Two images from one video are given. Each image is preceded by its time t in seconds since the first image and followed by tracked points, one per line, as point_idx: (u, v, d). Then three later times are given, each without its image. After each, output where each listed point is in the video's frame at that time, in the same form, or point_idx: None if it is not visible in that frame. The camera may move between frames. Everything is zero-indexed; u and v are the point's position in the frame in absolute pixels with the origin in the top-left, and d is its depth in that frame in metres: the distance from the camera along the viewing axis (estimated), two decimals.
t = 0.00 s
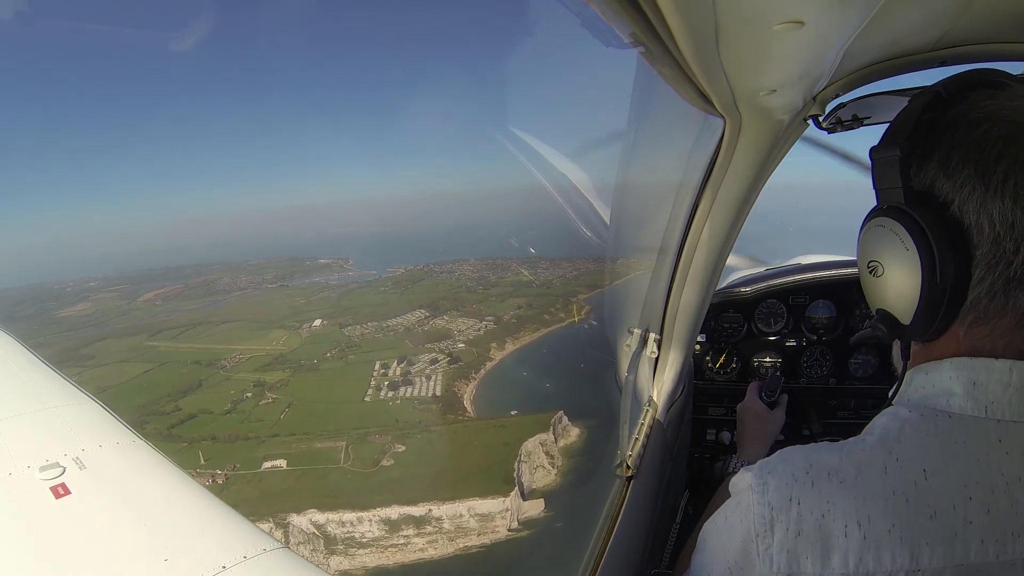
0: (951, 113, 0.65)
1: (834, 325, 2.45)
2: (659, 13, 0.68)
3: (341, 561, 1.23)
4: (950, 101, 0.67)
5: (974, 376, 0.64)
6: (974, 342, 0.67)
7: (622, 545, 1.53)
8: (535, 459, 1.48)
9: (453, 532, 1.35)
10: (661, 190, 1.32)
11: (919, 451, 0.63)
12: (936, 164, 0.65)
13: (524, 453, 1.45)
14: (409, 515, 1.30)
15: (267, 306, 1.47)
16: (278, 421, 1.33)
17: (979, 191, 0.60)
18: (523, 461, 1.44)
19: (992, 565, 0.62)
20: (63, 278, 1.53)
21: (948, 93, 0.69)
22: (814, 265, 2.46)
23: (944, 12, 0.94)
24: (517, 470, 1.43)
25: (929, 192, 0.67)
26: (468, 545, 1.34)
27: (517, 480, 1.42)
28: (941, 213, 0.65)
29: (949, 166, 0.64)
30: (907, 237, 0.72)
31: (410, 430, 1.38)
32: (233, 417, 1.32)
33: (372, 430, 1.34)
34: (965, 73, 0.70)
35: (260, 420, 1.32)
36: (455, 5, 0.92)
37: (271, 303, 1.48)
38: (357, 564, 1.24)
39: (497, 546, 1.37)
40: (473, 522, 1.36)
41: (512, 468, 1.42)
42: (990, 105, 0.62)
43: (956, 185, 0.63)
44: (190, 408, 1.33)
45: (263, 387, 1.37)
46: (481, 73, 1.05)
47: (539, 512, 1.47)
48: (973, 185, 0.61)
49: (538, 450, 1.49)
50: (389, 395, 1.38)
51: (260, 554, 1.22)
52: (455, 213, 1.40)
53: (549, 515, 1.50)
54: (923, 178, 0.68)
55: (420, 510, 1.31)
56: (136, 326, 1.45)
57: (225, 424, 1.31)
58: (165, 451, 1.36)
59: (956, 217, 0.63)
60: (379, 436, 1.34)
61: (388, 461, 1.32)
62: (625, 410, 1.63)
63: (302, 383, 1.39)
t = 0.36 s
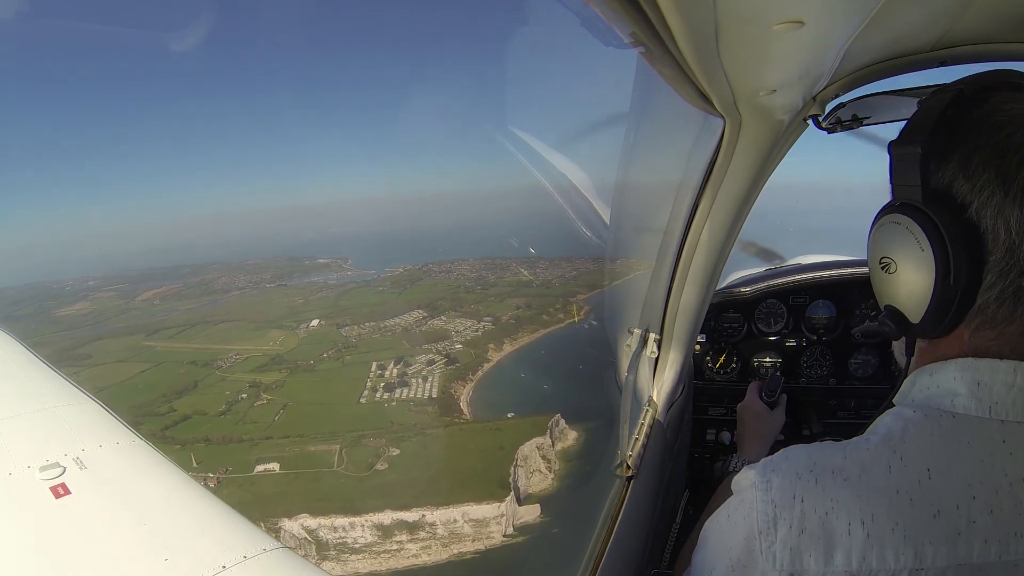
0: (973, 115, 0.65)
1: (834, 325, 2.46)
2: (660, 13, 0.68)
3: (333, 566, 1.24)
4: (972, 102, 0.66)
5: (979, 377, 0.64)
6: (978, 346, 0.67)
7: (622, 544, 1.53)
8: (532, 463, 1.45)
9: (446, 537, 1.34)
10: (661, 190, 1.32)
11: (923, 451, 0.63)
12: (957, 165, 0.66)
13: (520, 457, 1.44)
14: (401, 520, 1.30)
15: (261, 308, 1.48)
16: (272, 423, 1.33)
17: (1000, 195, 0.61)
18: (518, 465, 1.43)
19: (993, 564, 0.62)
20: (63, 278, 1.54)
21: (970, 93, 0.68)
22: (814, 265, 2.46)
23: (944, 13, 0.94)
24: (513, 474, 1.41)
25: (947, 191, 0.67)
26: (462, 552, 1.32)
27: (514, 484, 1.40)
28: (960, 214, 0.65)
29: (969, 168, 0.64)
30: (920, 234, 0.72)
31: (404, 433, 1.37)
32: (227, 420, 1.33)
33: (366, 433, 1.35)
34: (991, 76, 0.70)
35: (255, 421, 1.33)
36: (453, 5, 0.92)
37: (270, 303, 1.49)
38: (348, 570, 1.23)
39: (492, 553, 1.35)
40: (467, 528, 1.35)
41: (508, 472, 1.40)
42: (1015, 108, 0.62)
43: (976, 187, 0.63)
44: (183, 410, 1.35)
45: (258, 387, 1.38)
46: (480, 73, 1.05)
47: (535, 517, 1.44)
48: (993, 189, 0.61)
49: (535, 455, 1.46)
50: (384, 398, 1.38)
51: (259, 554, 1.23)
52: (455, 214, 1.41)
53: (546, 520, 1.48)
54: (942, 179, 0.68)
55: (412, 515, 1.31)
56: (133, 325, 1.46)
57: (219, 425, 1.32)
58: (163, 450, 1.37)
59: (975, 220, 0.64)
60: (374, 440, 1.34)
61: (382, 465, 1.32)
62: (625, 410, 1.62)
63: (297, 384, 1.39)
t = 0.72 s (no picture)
0: (997, 139, 0.68)
1: (834, 325, 2.45)
2: (660, 13, 0.68)
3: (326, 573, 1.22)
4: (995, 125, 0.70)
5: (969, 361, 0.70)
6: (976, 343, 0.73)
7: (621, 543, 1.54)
8: (528, 468, 1.43)
9: (440, 545, 1.28)
10: (661, 191, 1.32)
11: (918, 417, 0.67)
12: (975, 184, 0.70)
13: (516, 462, 1.42)
14: (394, 526, 1.23)
15: (256, 306, 1.48)
16: (266, 426, 1.32)
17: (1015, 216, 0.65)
18: (514, 470, 1.40)
19: (989, 523, 0.64)
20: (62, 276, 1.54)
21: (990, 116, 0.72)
22: (814, 265, 2.46)
23: (944, 13, 0.94)
24: (509, 478, 1.38)
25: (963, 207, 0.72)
26: (455, 559, 1.27)
27: (509, 488, 1.37)
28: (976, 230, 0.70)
29: (989, 189, 0.68)
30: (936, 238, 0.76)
31: (399, 437, 1.34)
32: (222, 422, 1.32)
33: (358, 436, 1.31)
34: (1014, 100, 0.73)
35: (248, 423, 1.32)
36: (449, 4, 0.92)
37: (267, 303, 1.48)
38: None
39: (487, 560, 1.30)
40: (461, 535, 1.30)
41: (504, 477, 1.38)
42: None
43: (995, 207, 0.68)
44: (182, 409, 1.34)
45: (253, 389, 1.38)
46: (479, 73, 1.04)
47: (531, 524, 1.40)
48: (1009, 212, 0.66)
49: (531, 459, 1.44)
50: (381, 399, 1.37)
51: (259, 554, 1.22)
52: (455, 214, 1.41)
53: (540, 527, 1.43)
54: (960, 195, 0.72)
55: (405, 522, 1.24)
56: (132, 324, 1.46)
57: (213, 427, 1.31)
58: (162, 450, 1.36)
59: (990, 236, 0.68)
60: (367, 443, 1.31)
61: (374, 471, 1.28)
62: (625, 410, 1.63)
63: (292, 385, 1.39)
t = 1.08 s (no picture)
0: (978, 150, 0.73)
1: (834, 325, 2.45)
2: (660, 13, 0.68)
3: None
4: (976, 136, 0.74)
5: (954, 348, 0.74)
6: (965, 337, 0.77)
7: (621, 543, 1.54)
8: (524, 472, 1.42)
9: (434, 550, 1.27)
10: (661, 190, 1.32)
11: (913, 397, 0.70)
12: (958, 194, 0.74)
13: (513, 465, 1.41)
14: (388, 532, 1.21)
15: (254, 306, 1.46)
16: (260, 429, 1.31)
17: (995, 224, 0.69)
18: (511, 474, 1.39)
19: (984, 493, 0.66)
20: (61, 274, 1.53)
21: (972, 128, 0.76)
22: (814, 265, 2.46)
23: (944, 13, 0.94)
24: (506, 482, 1.38)
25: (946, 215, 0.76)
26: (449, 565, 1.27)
27: (505, 493, 1.37)
28: (958, 235, 0.74)
29: (972, 198, 0.72)
30: (921, 242, 0.80)
31: (393, 441, 1.35)
32: (217, 422, 1.32)
33: (353, 439, 1.32)
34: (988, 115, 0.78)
35: (243, 425, 1.32)
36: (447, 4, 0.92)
37: (263, 301, 1.47)
38: None
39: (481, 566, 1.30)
40: (456, 540, 1.30)
41: (500, 482, 1.38)
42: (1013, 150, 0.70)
43: (977, 215, 0.71)
44: (173, 411, 1.35)
45: (248, 390, 1.37)
46: (479, 73, 1.04)
47: (528, 529, 1.39)
48: (989, 220, 0.70)
49: (528, 463, 1.43)
50: (375, 400, 1.40)
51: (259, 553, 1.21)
52: (455, 215, 1.42)
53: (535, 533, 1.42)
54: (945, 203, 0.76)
55: (399, 527, 1.23)
56: (131, 323, 1.45)
57: (207, 428, 1.31)
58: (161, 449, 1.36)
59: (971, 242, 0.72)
60: (361, 446, 1.31)
61: (369, 475, 1.28)
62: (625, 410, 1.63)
63: (288, 386, 1.39)
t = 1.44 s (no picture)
0: (976, 152, 0.74)
1: (834, 325, 2.42)
2: (659, 13, 0.68)
3: None
4: (972, 139, 0.75)
5: (950, 345, 0.74)
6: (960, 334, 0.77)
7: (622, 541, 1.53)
8: (520, 477, 1.41)
9: (427, 557, 1.27)
10: (661, 190, 1.32)
11: (911, 394, 0.71)
12: (956, 195, 0.74)
13: (508, 471, 1.39)
14: (380, 539, 1.22)
15: (252, 305, 1.45)
16: (255, 430, 1.32)
17: (992, 224, 0.70)
18: (505, 480, 1.38)
19: (982, 487, 0.67)
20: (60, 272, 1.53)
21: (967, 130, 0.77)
22: (814, 265, 2.46)
23: (945, 13, 0.94)
24: (501, 488, 1.37)
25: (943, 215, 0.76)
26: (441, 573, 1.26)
27: (500, 499, 1.36)
28: (956, 236, 0.74)
29: (970, 199, 0.73)
30: (920, 240, 0.79)
31: (385, 445, 1.36)
32: (211, 424, 1.32)
33: (351, 440, 1.34)
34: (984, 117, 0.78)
35: (237, 427, 1.32)
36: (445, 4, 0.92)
37: (262, 301, 1.47)
38: None
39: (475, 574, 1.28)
40: (449, 548, 1.28)
41: (494, 489, 1.36)
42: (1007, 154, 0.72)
43: (974, 215, 0.72)
44: (167, 412, 1.36)
45: (243, 391, 1.37)
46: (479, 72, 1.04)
47: (523, 537, 1.37)
48: (988, 220, 0.70)
49: (523, 468, 1.42)
50: (371, 403, 1.39)
51: (259, 554, 1.22)
52: (458, 213, 1.43)
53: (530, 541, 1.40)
54: (941, 203, 0.76)
55: (390, 534, 1.23)
56: (130, 322, 1.44)
57: (201, 430, 1.31)
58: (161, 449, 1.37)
59: (969, 242, 0.72)
60: (354, 450, 1.32)
61: (361, 479, 1.28)
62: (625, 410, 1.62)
63: (282, 388, 1.40)
